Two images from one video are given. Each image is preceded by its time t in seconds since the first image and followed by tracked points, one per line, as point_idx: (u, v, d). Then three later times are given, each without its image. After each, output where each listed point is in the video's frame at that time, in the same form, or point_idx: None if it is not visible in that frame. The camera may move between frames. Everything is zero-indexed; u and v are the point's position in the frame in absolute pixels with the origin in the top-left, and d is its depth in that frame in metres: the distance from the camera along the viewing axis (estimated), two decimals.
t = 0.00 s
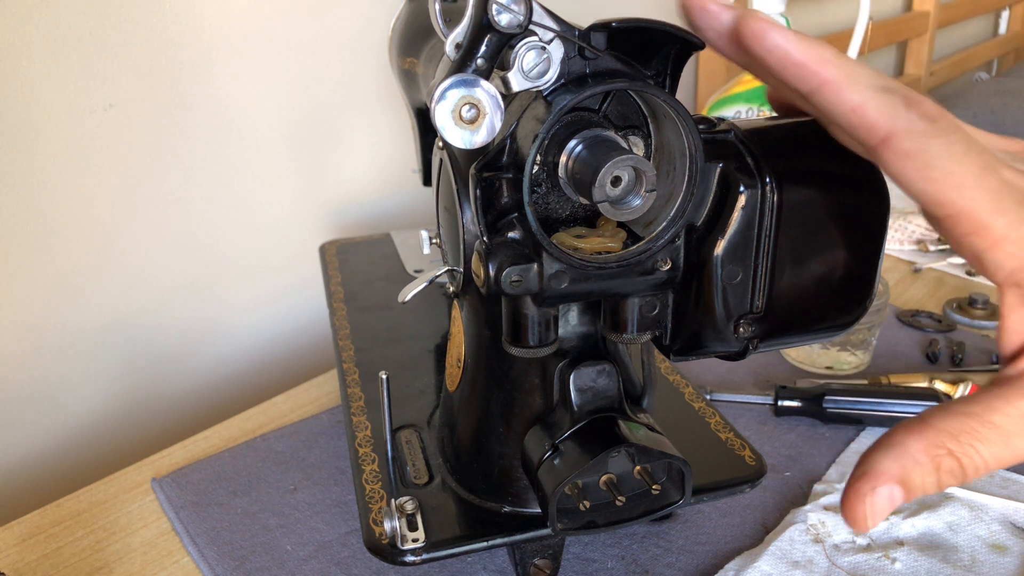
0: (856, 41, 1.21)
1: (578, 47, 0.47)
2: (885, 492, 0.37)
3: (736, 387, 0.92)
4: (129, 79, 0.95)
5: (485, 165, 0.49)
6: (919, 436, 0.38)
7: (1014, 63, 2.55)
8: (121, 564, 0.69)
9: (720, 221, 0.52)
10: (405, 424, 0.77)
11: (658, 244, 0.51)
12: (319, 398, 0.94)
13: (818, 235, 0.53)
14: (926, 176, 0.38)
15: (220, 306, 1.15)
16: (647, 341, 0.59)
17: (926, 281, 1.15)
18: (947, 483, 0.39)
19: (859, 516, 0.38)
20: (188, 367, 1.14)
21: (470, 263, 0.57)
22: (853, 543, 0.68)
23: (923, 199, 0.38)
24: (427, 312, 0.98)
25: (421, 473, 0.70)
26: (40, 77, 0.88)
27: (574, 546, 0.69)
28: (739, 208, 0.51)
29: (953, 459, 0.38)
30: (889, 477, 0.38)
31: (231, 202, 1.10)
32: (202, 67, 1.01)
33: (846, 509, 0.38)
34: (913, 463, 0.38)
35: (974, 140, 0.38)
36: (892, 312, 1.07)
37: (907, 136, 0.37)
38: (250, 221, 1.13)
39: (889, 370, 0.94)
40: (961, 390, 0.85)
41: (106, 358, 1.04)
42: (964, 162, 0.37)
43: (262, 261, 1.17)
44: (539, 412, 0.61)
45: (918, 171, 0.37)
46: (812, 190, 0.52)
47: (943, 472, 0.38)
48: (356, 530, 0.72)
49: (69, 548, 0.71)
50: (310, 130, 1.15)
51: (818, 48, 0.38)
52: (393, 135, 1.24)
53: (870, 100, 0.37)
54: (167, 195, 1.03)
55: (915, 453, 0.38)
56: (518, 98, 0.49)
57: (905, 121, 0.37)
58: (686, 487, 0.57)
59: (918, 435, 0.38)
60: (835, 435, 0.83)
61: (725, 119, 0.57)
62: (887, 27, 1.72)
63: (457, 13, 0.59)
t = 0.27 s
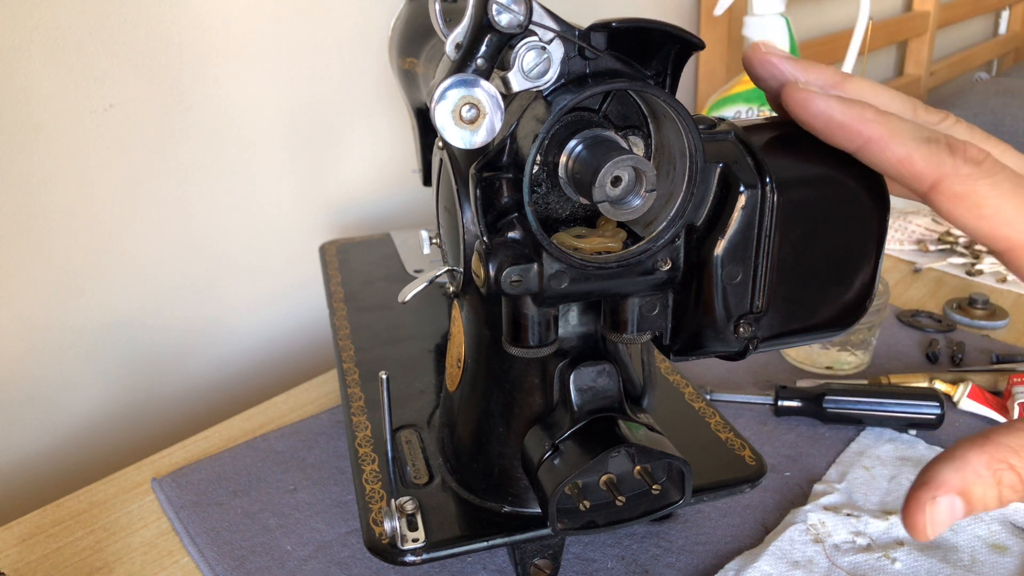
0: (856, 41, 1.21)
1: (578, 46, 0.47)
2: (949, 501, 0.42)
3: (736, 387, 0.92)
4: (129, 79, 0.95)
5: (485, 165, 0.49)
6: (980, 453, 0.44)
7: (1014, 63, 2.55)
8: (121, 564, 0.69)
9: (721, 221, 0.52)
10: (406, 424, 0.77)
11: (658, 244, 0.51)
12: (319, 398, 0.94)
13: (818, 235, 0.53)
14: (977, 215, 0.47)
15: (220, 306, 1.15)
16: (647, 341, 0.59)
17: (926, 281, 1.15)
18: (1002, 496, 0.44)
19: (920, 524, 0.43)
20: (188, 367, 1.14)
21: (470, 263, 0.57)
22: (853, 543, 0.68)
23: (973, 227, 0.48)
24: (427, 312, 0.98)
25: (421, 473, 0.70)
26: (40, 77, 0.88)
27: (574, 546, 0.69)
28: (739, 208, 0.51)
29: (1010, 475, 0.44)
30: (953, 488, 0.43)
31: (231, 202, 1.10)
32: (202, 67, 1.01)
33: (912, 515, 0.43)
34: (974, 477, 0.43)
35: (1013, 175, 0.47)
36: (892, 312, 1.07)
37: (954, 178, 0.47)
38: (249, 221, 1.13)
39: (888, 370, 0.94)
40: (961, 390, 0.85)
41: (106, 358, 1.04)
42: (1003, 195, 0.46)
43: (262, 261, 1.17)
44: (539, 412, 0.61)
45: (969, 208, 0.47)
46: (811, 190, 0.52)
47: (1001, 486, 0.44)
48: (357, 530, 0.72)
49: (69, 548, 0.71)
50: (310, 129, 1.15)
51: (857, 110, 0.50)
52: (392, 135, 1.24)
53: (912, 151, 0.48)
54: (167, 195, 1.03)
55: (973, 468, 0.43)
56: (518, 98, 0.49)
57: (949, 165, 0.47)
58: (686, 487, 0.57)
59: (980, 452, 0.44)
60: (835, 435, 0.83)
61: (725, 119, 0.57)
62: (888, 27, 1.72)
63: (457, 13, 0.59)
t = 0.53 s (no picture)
0: (856, 41, 1.21)
1: (578, 47, 0.47)
2: (973, 488, 0.44)
3: (736, 387, 0.92)
4: (129, 79, 0.95)
5: (485, 165, 0.49)
6: (1006, 441, 0.46)
7: (1014, 63, 2.55)
8: (121, 564, 0.69)
9: (720, 221, 0.52)
10: (406, 424, 0.77)
11: (658, 244, 0.51)
12: (319, 398, 0.94)
13: (818, 236, 0.53)
14: (991, 206, 0.51)
15: (220, 306, 1.15)
16: (647, 340, 0.59)
17: (926, 281, 1.15)
18: None
19: (944, 510, 0.45)
20: (188, 367, 1.14)
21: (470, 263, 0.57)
22: (853, 543, 0.68)
23: (987, 218, 0.51)
24: (426, 313, 0.98)
25: (421, 473, 0.70)
26: (39, 77, 0.88)
27: (574, 546, 0.69)
28: (739, 208, 0.51)
29: None
30: (976, 476, 0.45)
31: (231, 202, 1.10)
32: (202, 67, 1.01)
33: (936, 503, 0.45)
34: (999, 464, 0.45)
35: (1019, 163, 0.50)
36: (892, 312, 1.07)
37: (959, 173, 0.51)
38: (249, 221, 1.13)
39: (888, 370, 0.94)
40: (961, 390, 0.85)
41: (106, 358, 1.04)
42: (1012, 183, 0.50)
43: (262, 261, 1.17)
44: (539, 412, 0.61)
45: (980, 200, 0.51)
46: (811, 190, 0.52)
47: None
48: (357, 530, 0.72)
49: (69, 548, 0.71)
50: (310, 130, 1.15)
51: (854, 116, 0.53)
52: (392, 135, 1.24)
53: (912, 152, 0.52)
54: (167, 194, 1.03)
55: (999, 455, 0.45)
56: (518, 98, 0.49)
57: (952, 161, 0.51)
58: (686, 487, 0.57)
59: (1006, 440, 0.46)
60: (835, 435, 0.83)
61: (725, 119, 0.57)
62: (888, 27, 1.72)
63: (457, 13, 0.59)
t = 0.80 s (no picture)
0: (856, 41, 1.21)
1: (578, 47, 0.47)
2: (974, 496, 0.45)
3: (736, 387, 0.92)
4: (129, 78, 0.95)
5: (485, 165, 0.49)
6: (1011, 450, 0.46)
7: (1013, 63, 2.55)
8: (121, 564, 0.69)
9: (720, 221, 0.52)
10: (406, 424, 0.77)
11: (658, 244, 0.51)
12: (319, 398, 0.94)
13: (819, 236, 0.53)
14: (991, 207, 0.50)
15: (220, 306, 1.15)
16: (647, 341, 0.59)
17: (926, 281, 1.15)
18: None
19: (944, 518, 0.46)
20: (188, 367, 1.14)
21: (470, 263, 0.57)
22: (853, 543, 0.68)
23: (989, 219, 0.51)
24: (427, 313, 0.98)
25: (421, 473, 0.70)
26: (40, 77, 0.88)
27: (574, 546, 0.69)
28: (739, 208, 0.51)
29: None
30: (978, 485, 0.46)
31: (232, 203, 1.10)
32: (202, 67, 1.01)
33: (936, 509, 0.46)
34: (1002, 474, 0.46)
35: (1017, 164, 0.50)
36: (892, 312, 1.07)
37: (958, 174, 0.50)
38: (249, 221, 1.13)
39: (888, 370, 0.94)
40: (961, 390, 0.85)
41: (106, 358, 1.04)
42: (1012, 183, 0.49)
43: (262, 261, 1.17)
44: (539, 412, 0.61)
45: (980, 201, 0.50)
46: (811, 190, 0.52)
47: None
48: (357, 530, 0.72)
49: (69, 548, 0.71)
50: (310, 130, 1.15)
51: (852, 117, 0.53)
52: (392, 135, 1.24)
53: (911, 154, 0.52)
54: (167, 194, 1.03)
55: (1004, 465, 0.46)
56: (518, 98, 0.49)
57: (951, 162, 0.51)
58: (686, 487, 0.57)
59: (1011, 449, 0.46)
60: (835, 435, 0.83)
61: (725, 119, 0.57)
62: (888, 27, 1.72)
63: (457, 13, 0.59)
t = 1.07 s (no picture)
0: (856, 41, 1.21)
1: (578, 47, 0.47)
2: (966, 503, 0.46)
3: (736, 387, 0.92)
4: (129, 78, 0.95)
5: (485, 165, 0.49)
6: (1007, 459, 0.46)
7: (1013, 62, 2.54)
8: (121, 564, 0.69)
9: (720, 221, 0.52)
10: (405, 424, 0.77)
11: (658, 244, 0.51)
12: (319, 398, 0.94)
13: (819, 235, 0.53)
14: (985, 212, 0.52)
15: (220, 306, 1.15)
16: (647, 341, 0.59)
17: (926, 281, 1.15)
18: None
19: (936, 525, 0.47)
20: (188, 367, 1.14)
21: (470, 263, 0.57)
22: (853, 543, 0.68)
23: (986, 224, 0.53)
24: (427, 312, 0.98)
25: (421, 473, 0.70)
26: (39, 77, 0.88)
27: (574, 546, 0.69)
28: (739, 208, 0.51)
29: None
30: (971, 492, 0.46)
31: (232, 203, 1.10)
32: (202, 67, 1.01)
33: (929, 516, 0.48)
34: (995, 482, 0.46)
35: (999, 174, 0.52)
36: (892, 312, 1.07)
37: (956, 179, 0.52)
38: (249, 221, 1.13)
39: (888, 370, 0.94)
40: (961, 390, 0.85)
41: (106, 358, 1.04)
42: (1008, 190, 0.51)
43: (262, 261, 1.17)
44: (539, 412, 0.61)
45: (977, 206, 0.52)
46: (812, 190, 0.52)
47: None
48: (356, 530, 0.72)
49: (69, 548, 0.71)
50: (310, 130, 1.15)
51: (853, 118, 0.53)
52: (392, 135, 1.24)
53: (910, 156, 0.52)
54: (167, 194, 1.03)
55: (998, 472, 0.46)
56: (517, 98, 0.49)
57: (949, 167, 0.52)
58: (686, 487, 0.57)
59: (1007, 458, 0.46)
60: (835, 435, 0.83)
61: (725, 119, 0.57)
62: (888, 27, 1.72)
63: (457, 13, 0.59)
